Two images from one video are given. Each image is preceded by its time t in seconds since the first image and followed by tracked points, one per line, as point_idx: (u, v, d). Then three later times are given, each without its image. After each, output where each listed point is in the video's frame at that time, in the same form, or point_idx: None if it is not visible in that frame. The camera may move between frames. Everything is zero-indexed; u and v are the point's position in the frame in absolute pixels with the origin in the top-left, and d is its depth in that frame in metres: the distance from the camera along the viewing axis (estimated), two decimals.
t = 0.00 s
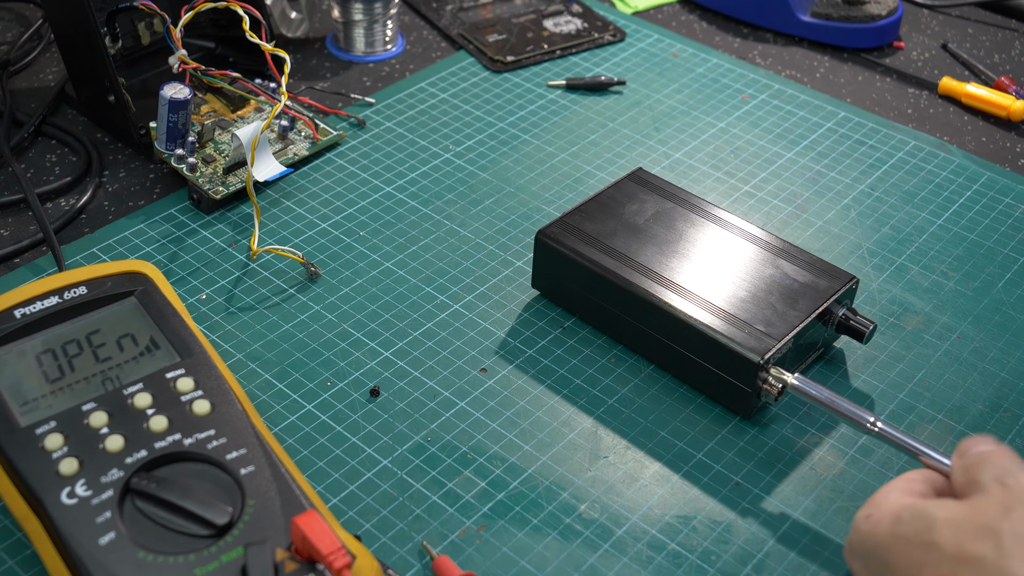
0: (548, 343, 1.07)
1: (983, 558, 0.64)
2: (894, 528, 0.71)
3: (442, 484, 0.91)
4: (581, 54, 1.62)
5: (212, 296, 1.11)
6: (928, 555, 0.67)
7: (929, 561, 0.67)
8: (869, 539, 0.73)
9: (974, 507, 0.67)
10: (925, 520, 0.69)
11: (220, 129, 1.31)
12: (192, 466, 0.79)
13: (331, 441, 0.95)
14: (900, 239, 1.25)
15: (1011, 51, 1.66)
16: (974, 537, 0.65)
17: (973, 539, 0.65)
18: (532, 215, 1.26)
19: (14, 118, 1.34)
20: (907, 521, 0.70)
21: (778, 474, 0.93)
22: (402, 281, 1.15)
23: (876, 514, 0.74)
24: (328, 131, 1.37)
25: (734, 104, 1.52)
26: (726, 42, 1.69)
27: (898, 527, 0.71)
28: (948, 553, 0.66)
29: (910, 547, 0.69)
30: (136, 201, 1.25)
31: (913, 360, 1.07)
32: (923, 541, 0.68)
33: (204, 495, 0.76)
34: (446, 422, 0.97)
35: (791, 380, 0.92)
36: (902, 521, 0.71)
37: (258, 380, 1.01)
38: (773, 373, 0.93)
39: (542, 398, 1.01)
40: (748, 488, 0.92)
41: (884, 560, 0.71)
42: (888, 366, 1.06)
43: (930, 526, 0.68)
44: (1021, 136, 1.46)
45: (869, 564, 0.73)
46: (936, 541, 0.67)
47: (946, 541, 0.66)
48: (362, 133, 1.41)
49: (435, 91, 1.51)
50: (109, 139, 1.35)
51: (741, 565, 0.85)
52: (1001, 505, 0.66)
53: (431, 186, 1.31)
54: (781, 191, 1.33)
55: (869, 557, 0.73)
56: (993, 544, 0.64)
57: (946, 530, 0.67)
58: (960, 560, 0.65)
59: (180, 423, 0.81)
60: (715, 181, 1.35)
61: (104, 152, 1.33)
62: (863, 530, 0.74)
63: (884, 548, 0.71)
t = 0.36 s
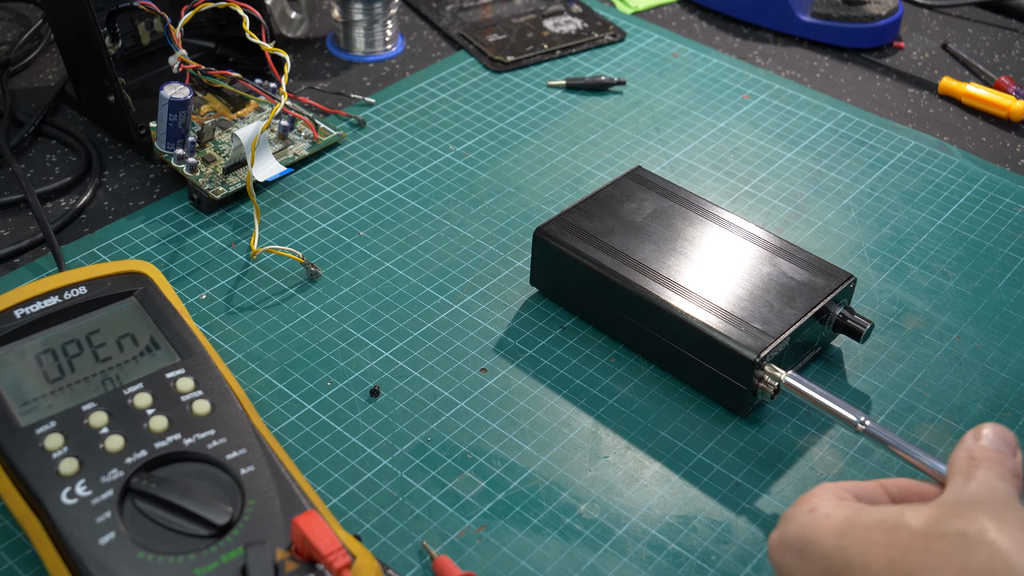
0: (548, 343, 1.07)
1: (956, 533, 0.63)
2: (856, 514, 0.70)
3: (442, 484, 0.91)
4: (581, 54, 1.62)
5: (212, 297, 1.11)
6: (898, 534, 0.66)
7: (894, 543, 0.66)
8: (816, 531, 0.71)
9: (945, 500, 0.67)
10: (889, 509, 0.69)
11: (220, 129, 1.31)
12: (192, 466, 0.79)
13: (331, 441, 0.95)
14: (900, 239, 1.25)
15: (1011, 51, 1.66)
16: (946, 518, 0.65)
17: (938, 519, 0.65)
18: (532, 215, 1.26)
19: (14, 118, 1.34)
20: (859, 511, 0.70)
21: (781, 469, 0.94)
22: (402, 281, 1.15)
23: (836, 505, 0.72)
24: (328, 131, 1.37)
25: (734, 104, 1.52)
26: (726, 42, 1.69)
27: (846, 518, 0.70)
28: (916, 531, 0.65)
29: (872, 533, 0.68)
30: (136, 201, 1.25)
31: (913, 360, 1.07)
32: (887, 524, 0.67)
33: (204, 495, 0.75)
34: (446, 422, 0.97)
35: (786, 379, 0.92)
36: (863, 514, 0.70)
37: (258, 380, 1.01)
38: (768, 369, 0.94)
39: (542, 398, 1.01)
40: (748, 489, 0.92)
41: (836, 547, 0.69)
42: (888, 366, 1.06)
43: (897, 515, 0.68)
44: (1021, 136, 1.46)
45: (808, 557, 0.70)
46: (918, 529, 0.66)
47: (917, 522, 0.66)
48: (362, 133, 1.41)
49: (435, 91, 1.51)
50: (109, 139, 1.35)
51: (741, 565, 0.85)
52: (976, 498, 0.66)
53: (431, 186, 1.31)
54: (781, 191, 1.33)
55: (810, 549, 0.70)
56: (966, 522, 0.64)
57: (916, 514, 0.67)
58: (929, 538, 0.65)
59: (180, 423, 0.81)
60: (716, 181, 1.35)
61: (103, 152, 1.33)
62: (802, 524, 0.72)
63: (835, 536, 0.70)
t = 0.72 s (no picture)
0: (548, 343, 1.07)
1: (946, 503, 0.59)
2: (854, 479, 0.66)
3: (442, 484, 0.91)
4: (581, 54, 1.62)
5: (212, 297, 1.11)
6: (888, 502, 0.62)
7: (890, 509, 0.61)
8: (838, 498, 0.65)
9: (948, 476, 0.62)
10: (890, 476, 0.64)
11: (220, 129, 1.31)
12: (192, 466, 0.79)
13: (331, 441, 0.95)
14: (900, 239, 1.25)
15: (1011, 51, 1.65)
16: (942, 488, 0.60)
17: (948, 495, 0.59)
18: (532, 215, 1.26)
19: (14, 118, 1.34)
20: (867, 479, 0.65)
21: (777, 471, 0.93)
22: (402, 281, 1.15)
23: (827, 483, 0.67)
24: (328, 131, 1.37)
25: (734, 104, 1.52)
26: (726, 42, 1.69)
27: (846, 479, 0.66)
28: (912, 499, 0.61)
29: (867, 495, 0.63)
30: (136, 201, 1.25)
31: (913, 360, 1.07)
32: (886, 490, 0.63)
33: (204, 494, 0.75)
34: (446, 422, 0.97)
35: (775, 377, 0.92)
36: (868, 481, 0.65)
37: (258, 380, 1.01)
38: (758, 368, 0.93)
39: (542, 397, 1.01)
40: (748, 488, 0.92)
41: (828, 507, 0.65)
42: (888, 365, 1.06)
43: (896, 483, 0.63)
44: (1021, 136, 1.46)
45: (803, 519, 0.66)
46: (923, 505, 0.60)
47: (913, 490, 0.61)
48: (362, 133, 1.41)
49: (435, 91, 1.51)
50: (109, 139, 1.35)
51: (741, 565, 0.85)
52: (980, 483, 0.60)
53: (431, 186, 1.31)
54: (781, 191, 1.33)
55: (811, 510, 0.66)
56: (955, 489, 0.60)
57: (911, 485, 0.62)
58: (924, 504, 0.60)
59: (180, 423, 0.81)
60: (715, 181, 1.35)
61: (103, 152, 1.33)
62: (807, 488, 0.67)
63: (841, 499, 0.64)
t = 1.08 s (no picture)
0: (548, 343, 1.07)
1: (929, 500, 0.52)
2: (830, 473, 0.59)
3: (442, 484, 0.91)
4: (581, 54, 1.62)
5: (212, 296, 1.11)
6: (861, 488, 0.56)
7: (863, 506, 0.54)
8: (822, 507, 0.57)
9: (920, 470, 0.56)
10: (868, 471, 0.57)
11: (220, 129, 1.32)
12: (192, 466, 0.79)
13: (331, 441, 0.95)
14: (900, 239, 1.25)
15: (1011, 51, 1.65)
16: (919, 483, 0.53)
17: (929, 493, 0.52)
18: (532, 215, 1.26)
19: (14, 118, 1.34)
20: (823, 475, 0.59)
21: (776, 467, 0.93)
22: (402, 281, 1.15)
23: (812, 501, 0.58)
24: (328, 131, 1.37)
25: (734, 104, 1.52)
26: (726, 42, 1.69)
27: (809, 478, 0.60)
28: (890, 496, 0.53)
29: (842, 491, 0.57)
30: (136, 201, 1.25)
31: (913, 360, 1.07)
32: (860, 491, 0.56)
33: (204, 494, 0.75)
34: (446, 422, 0.97)
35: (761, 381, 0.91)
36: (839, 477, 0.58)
37: (258, 380, 1.01)
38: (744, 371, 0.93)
39: (542, 397, 1.01)
40: (749, 488, 0.92)
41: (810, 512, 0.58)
42: (888, 365, 1.06)
43: (872, 475, 0.56)
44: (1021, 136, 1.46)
45: (781, 514, 0.60)
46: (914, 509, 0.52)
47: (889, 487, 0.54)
48: (362, 133, 1.41)
49: (435, 91, 1.51)
50: (109, 139, 1.35)
51: (741, 565, 0.85)
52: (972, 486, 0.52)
53: (431, 186, 1.31)
54: (781, 191, 1.33)
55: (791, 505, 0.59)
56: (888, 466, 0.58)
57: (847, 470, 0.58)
58: (902, 503, 0.53)
59: (180, 423, 0.81)
60: (715, 181, 1.35)
61: (104, 152, 1.33)
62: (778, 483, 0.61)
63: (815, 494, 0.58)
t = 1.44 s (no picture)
0: (548, 343, 1.07)
1: (912, 485, 0.50)
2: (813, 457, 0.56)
3: (442, 484, 0.91)
4: (581, 54, 1.62)
5: (212, 296, 1.11)
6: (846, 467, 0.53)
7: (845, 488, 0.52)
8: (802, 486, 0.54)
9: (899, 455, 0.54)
10: (850, 454, 0.55)
11: (220, 129, 1.32)
12: (192, 466, 0.79)
13: (331, 441, 0.95)
14: (900, 239, 1.25)
15: (1011, 51, 1.65)
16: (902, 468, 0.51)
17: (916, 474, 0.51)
18: (532, 215, 1.26)
19: (14, 118, 1.34)
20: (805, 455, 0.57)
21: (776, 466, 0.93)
22: (402, 281, 1.15)
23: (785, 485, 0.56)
24: (328, 131, 1.37)
25: (734, 104, 1.52)
26: (726, 42, 1.69)
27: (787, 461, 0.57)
28: (869, 479, 0.51)
29: (823, 472, 0.54)
30: (136, 201, 1.25)
31: (913, 360, 1.07)
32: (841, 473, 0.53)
33: (204, 494, 0.75)
34: (446, 422, 0.97)
35: (760, 380, 0.91)
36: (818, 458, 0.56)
37: (258, 380, 1.01)
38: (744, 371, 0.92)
39: (542, 397, 1.01)
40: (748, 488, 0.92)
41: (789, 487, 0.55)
42: (888, 365, 1.06)
43: (855, 459, 0.54)
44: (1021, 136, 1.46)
45: (766, 495, 0.57)
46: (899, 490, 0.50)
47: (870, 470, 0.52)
48: (362, 133, 1.41)
49: (436, 92, 1.51)
50: (109, 139, 1.35)
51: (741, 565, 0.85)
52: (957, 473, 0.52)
53: (431, 186, 1.31)
54: (781, 191, 1.33)
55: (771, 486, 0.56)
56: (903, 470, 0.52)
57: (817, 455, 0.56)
58: (884, 486, 0.50)
59: (180, 423, 0.81)
60: (716, 181, 1.35)
61: (104, 152, 1.33)
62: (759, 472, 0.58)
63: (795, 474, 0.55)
